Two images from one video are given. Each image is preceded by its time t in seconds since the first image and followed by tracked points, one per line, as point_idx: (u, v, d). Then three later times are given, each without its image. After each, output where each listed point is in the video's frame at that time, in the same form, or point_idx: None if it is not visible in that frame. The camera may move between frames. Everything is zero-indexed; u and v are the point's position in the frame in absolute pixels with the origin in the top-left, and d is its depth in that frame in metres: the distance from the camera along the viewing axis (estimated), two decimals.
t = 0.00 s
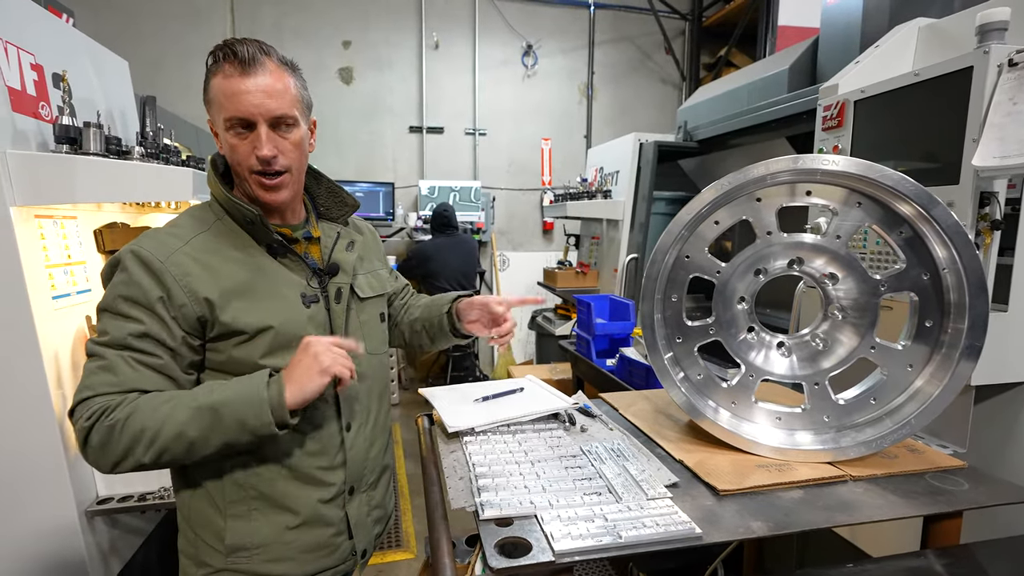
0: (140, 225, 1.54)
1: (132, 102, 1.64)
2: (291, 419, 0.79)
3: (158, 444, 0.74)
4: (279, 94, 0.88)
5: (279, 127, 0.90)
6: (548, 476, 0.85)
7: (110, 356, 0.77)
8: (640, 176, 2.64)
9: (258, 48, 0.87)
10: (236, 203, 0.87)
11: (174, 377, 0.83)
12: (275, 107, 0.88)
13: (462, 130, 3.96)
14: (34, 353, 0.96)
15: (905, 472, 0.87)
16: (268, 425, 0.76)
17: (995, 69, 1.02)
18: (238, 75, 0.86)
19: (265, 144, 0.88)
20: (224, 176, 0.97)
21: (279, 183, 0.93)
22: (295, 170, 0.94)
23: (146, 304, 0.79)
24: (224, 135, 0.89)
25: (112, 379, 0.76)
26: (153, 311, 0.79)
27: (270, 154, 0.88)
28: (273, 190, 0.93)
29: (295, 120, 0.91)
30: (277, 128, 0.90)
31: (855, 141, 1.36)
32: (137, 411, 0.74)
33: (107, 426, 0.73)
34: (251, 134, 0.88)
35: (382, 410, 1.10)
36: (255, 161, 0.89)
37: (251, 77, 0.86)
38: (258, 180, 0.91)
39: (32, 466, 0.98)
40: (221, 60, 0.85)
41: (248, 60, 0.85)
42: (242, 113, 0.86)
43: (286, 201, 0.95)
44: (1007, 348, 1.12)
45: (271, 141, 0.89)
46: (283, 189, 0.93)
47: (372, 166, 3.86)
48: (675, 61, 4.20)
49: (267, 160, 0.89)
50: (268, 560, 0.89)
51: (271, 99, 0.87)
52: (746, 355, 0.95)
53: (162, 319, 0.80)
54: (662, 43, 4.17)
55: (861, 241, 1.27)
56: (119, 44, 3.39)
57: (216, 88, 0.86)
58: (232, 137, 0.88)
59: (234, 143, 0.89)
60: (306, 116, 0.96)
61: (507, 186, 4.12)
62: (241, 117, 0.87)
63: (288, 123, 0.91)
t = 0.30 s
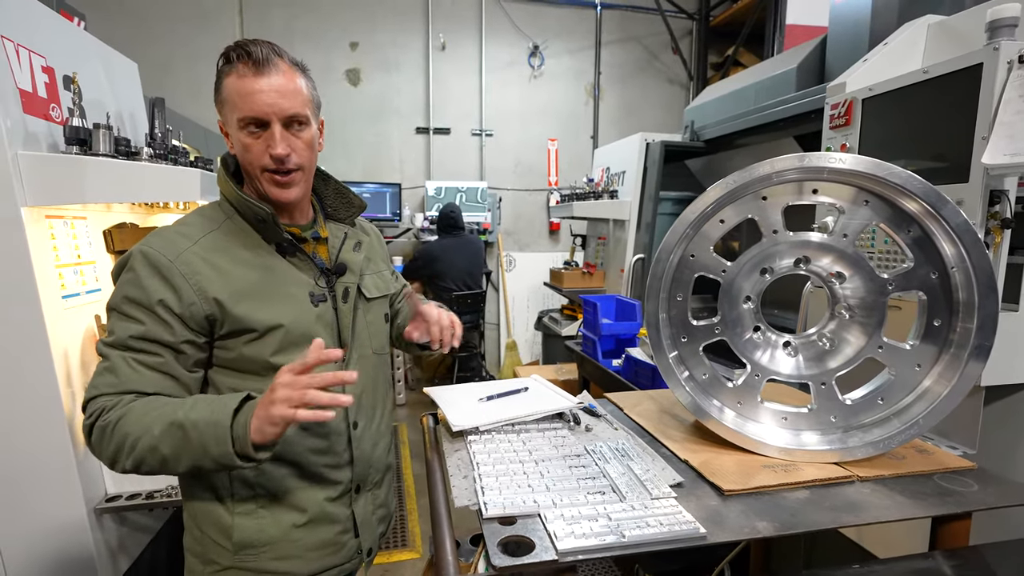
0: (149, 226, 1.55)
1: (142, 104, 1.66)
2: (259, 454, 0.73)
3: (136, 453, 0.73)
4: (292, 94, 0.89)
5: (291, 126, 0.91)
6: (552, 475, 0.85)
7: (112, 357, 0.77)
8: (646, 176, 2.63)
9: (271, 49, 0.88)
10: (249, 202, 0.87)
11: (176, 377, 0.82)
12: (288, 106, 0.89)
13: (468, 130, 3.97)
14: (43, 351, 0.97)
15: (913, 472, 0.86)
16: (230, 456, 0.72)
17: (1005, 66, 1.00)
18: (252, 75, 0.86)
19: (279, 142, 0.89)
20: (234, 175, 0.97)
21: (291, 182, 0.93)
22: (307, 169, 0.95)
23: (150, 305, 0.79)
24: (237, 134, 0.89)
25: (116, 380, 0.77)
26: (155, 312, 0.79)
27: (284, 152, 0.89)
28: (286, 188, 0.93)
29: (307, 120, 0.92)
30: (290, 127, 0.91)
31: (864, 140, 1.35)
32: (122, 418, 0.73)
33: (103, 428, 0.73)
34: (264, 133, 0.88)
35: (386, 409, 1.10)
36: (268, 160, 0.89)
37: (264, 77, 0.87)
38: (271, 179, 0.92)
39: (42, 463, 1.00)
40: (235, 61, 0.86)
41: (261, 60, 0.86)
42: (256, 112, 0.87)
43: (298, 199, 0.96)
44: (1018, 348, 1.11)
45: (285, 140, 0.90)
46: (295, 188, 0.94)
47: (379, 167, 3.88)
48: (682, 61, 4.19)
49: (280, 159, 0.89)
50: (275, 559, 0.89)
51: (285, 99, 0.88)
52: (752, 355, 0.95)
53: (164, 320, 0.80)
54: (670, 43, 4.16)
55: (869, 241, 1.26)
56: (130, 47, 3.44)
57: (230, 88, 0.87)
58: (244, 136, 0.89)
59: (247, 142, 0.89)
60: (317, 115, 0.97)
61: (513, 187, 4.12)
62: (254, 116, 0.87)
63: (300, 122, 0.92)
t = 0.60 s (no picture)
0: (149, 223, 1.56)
1: (142, 101, 1.67)
2: (262, 439, 0.73)
3: (142, 445, 0.72)
4: (288, 86, 0.89)
5: (287, 119, 0.91)
6: (548, 470, 0.85)
7: (114, 354, 0.77)
8: (647, 174, 2.63)
9: (267, 41, 0.88)
10: (244, 196, 0.87)
11: (178, 371, 0.82)
12: (284, 98, 0.88)
13: (470, 130, 3.97)
14: (43, 346, 0.97)
15: (914, 468, 0.86)
16: (232, 442, 0.72)
17: (1007, 58, 0.99)
18: (247, 67, 0.86)
19: (273, 135, 0.89)
20: (232, 169, 0.97)
21: (286, 175, 0.93)
22: (302, 162, 0.94)
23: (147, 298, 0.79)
24: (233, 126, 0.89)
25: (115, 376, 0.76)
26: (152, 305, 0.79)
27: (278, 144, 0.89)
28: (281, 180, 0.93)
29: (303, 113, 0.92)
30: (286, 120, 0.91)
31: (866, 135, 1.34)
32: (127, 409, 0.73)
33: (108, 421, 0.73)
34: (259, 125, 0.88)
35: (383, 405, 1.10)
36: (262, 152, 0.89)
37: (260, 69, 0.87)
38: (266, 171, 0.92)
39: (42, 458, 1.00)
40: (231, 53, 0.86)
41: (257, 52, 0.86)
42: (251, 103, 0.87)
43: (294, 192, 0.96)
44: (1022, 343, 1.10)
45: (279, 132, 0.89)
46: (290, 181, 0.94)
47: (381, 166, 3.88)
48: (684, 60, 4.18)
49: (275, 151, 0.89)
50: (268, 554, 0.89)
51: (280, 91, 0.88)
52: (751, 350, 0.94)
53: (163, 315, 0.80)
54: (672, 42, 4.15)
55: (869, 237, 1.25)
56: (132, 48, 3.45)
57: (225, 80, 0.87)
58: (240, 128, 0.89)
59: (243, 134, 0.89)
60: (314, 109, 0.97)
61: (515, 186, 4.12)
62: (249, 108, 0.87)
63: (296, 114, 0.91)
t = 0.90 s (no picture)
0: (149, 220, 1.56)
1: (143, 99, 1.66)
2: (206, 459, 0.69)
3: (101, 440, 0.69)
4: (274, 80, 0.88)
5: (274, 113, 0.90)
6: (549, 466, 0.84)
7: (104, 339, 0.76)
8: (649, 172, 2.62)
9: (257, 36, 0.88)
10: (247, 191, 0.87)
11: (166, 362, 0.80)
12: (269, 92, 0.88)
13: (471, 129, 3.97)
14: (42, 342, 0.97)
15: (916, 465, 0.85)
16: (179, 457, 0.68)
17: (1011, 54, 0.99)
18: (236, 62, 0.86)
19: (256, 128, 0.88)
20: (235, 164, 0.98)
21: (273, 169, 0.93)
22: (290, 157, 0.94)
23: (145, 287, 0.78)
24: (224, 121, 0.90)
25: (99, 360, 0.74)
26: (150, 295, 0.78)
27: (261, 138, 0.88)
28: (268, 176, 0.93)
29: (290, 107, 0.91)
30: (272, 114, 0.90)
31: (868, 131, 1.33)
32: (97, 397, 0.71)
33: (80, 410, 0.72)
34: (244, 118, 0.88)
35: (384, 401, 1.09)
36: (247, 146, 0.89)
37: (247, 63, 0.86)
38: (254, 166, 0.92)
39: (42, 453, 1.00)
40: (222, 48, 0.87)
41: (244, 46, 0.86)
42: (236, 98, 0.87)
43: (282, 187, 0.95)
44: None
45: (264, 126, 0.89)
46: (278, 176, 0.93)
47: (382, 165, 3.88)
48: (686, 59, 4.18)
49: (258, 145, 0.89)
50: (269, 548, 0.89)
51: (264, 85, 0.87)
52: (753, 346, 0.93)
53: (155, 302, 0.79)
54: (673, 41, 4.14)
55: (871, 232, 1.24)
56: (134, 46, 3.45)
57: (216, 75, 0.88)
58: (228, 122, 0.89)
59: (231, 128, 0.90)
60: (308, 105, 0.96)
61: (516, 185, 4.12)
62: (235, 102, 0.88)
63: (283, 109, 0.91)
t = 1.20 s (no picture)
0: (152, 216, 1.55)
1: (146, 94, 1.66)
2: None
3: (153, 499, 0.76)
4: (294, 69, 0.87)
5: (291, 102, 0.89)
6: (557, 462, 0.83)
7: (128, 353, 0.75)
8: (653, 170, 2.61)
9: (278, 25, 0.87)
10: (262, 180, 0.86)
11: (199, 366, 0.82)
12: (288, 81, 0.87)
13: (473, 127, 3.96)
14: (45, 337, 0.96)
15: (928, 462, 0.84)
16: None
17: None
18: (256, 49, 0.86)
19: (274, 116, 0.87)
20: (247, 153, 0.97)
21: (288, 158, 0.91)
22: (305, 147, 0.93)
23: (166, 285, 0.77)
24: (241, 108, 0.89)
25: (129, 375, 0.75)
26: (172, 292, 0.77)
27: (278, 126, 0.87)
28: (282, 164, 0.91)
29: (308, 97, 0.90)
30: (289, 103, 0.89)
31: (877, 126, 1.32)
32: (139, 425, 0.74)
33: (133, 440, 0.76)
34: (262, 106, 0.87)
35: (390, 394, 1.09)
36: (264, 134, 0.88)
37: (267, 51, 0.86)
38: (268, 154, 0.91)
39: (45, 448, 0.99)
40: (242, 36, 0.86)
41: (265, 35, 0.85)
42: (255, 84, 0.86)
43: (295, 177, 0.94)
44: None
45: (281, 114, 0.88)
46: (292, 165, 0.92)
47: (384, 163, 3.87)
48: (689, 57, 4.17)
49: (275, 133, 0.88)
50: (278, 543, 0.89)
51: (284, 73, 0.86)
52: (762, 342, 0.92)
53: (181, 302, 0.78)
54: (676, 39, 4.13)
55: (882, 227, 1.24)
56: (135, 44, 3.45)
57: (235, 63, 0.87)
58: (245, 110, 0.88)
59: (247, 116, 0.88)
60: (324, 97, 0.96)
61: (518, 183, 4.11)
62: (254, 89, 0.86)
63: (301, 98, 0.90)
